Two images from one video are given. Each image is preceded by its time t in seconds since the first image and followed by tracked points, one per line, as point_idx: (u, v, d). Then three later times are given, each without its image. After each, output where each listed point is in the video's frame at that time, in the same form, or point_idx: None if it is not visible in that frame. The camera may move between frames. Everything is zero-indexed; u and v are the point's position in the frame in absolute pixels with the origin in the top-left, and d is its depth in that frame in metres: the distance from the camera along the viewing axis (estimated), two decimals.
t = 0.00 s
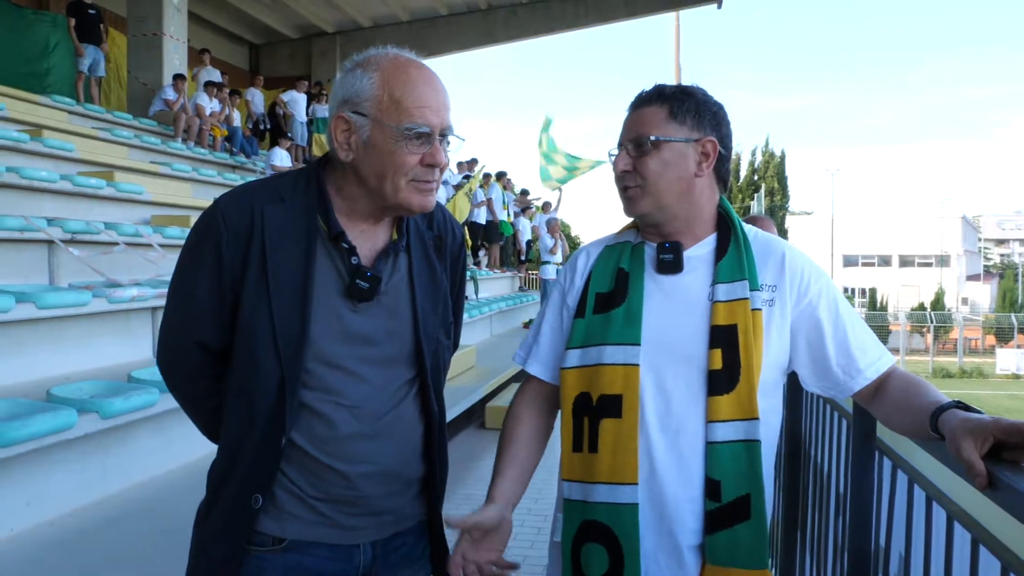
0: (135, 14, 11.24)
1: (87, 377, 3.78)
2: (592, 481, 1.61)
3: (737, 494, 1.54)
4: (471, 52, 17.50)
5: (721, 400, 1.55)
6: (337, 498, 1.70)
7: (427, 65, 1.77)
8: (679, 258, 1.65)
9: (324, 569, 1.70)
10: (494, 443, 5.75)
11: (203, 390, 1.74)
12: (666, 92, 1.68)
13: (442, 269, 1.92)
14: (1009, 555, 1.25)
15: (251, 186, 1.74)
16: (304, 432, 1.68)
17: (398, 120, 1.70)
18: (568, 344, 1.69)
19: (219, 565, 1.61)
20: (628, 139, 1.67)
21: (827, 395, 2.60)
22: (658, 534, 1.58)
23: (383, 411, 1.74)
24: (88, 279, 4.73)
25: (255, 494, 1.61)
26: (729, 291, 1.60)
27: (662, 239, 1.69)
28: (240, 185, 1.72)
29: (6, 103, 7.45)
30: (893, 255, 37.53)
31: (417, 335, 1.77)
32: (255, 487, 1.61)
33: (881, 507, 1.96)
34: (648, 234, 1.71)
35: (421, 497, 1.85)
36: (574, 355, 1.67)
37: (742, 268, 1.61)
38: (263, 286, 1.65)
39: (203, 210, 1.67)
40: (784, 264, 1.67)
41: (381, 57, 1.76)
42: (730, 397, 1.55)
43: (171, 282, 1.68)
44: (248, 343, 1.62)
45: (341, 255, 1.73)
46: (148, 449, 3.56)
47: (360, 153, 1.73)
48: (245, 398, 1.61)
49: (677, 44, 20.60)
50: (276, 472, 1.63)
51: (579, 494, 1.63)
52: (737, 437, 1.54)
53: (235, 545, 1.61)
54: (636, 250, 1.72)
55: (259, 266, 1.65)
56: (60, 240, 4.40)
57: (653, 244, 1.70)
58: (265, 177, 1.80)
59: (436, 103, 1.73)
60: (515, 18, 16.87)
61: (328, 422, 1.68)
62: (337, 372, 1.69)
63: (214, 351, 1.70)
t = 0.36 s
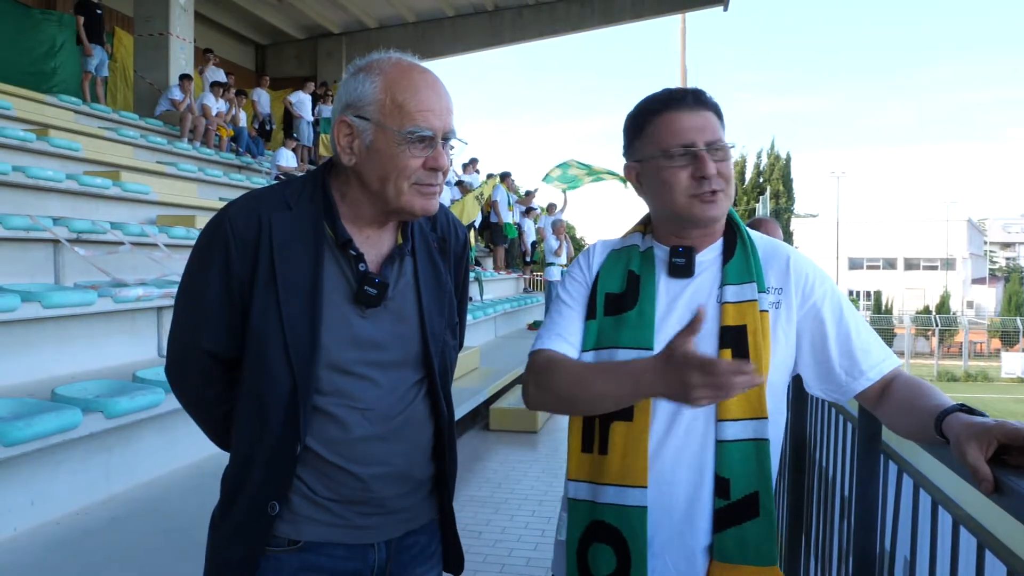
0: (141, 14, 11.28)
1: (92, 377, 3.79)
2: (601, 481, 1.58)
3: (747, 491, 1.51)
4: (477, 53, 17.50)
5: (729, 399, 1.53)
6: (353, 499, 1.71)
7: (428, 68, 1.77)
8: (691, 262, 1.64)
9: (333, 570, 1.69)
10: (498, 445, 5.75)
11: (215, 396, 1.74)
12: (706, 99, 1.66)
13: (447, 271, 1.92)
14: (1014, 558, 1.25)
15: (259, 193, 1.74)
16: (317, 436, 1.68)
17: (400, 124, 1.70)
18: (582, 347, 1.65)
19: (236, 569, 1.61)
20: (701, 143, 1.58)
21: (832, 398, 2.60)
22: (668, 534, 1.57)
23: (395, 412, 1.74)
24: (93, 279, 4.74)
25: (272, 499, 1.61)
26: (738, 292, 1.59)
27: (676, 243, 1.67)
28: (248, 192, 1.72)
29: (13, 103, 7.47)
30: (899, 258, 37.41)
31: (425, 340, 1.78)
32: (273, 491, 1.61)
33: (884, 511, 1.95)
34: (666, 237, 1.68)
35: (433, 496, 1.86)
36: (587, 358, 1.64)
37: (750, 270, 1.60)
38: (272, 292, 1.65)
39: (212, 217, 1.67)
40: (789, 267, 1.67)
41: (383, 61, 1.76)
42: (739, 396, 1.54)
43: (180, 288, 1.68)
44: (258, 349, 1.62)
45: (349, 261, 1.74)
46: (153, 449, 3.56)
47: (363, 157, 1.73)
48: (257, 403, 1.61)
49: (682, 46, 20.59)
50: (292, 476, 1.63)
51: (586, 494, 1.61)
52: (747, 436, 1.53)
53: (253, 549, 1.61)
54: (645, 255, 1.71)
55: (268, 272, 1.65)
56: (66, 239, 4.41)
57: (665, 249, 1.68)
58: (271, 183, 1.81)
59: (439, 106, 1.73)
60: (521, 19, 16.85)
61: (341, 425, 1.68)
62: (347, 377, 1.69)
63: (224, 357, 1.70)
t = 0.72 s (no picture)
0: (145, 12, 11.30)
1: (93, 374, 3.80)
2: (630, 477, 1.52)
3: (771, 492, 1.52)
4: (480, 53, 17.51)
5: (751, 401, 1.52)
6: (348, 499, 1.71)
7: (428, 62, 1.78)
8: (706, 264, 1.59)
9: (328, 570, 1.70)
10: (498, 445, 5.75)
11: (210, 391, 1.75)
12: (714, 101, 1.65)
13: (445, 267, 1.93)
14: (1007, 559, 1.27)
15: (257, 187, 1.74)
16: (315, 433, 1.68)
17: (399, 116, 1.71)
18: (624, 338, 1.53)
19: (233, 566, 1.61)
20: (715, 145, 1.57)
21: (831, 401, 2.60)
22: (695, 534, 1.53)
23: (391, 411, 1.75)
24: (95, 277, 4.75)
25: (269, 495, 1.61)
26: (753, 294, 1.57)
27: (686, 244, 1.63)
28: (246, 186, 1.72)
29: (18, 100, 7.48)
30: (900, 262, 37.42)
31: (421, 336, 1.78)
32: (268, 488, 1.61)
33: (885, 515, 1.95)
34: (673, 237, 1.64)
35: (428, 496, 1.86)
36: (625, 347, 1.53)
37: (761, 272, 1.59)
38: (270, 286, 1.65)
39: (209, 212, 1.67)
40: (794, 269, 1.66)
41: (382, 54, 1.76)
42: (760, 398, 1.52)
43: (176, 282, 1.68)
44: (255, 344, 1.62)
45: (347, 256, 1.74)
46: (154, 446, 3.57)
47: (362, 150, 1.73)
48: (255, 398, 1.61)
49: (686, 48, 20.61)
50: (289, 472, 1.63)
51: (613, 489, 1.53)
52: (767, 437, 1.52)
53: (250, 545, 1.61)
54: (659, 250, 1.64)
55: (266, 267, 1.66)
56: (68, 236, 4.43)
57: (679, 249, 1.63)
58: (270, 178, 1.81)
59: (437, 99, 1.73)
60: (524, 20, 16.84)
61: (338, 423, 1.69)
62: (345, 373, 1.69)
63: (220, 353, 1.70)
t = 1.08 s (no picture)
0: (146, 12, 11.31)
1: (93, 374, 3.80)
2: (629, 476, 1.52)
3: (769, 493, 1.53)
4: (480, 54, 17.51)
5: (749, 401, 1.52)
6: (345, 501, 1.71)
7: (433, 67, 1.78)
8: (705, 264, 1.59)
9: (326, 571, 1.70)
10: (497, 446, 5.75)
11: (208, 392, 1.75)
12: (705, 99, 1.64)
13: (445, 271, 1.93)
14: (1005, 562, 1.27)
15: (258, 187, 1.74)
16: (313, 436, 1.68)
17: (403, 120, 1.71)
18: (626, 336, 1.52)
19: (232, 566, 1.61)
20: (696, 144, 1.56)
21: (831, 404, 2.59)
22: (693, 534, 1.53)
23: (390, 413, 1.75)
24: (95, 277, 4.75)
25: (265, 497, 1.61)
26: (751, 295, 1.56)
27: (684, 246, 1.63)
28: (247, 186, 1.72)
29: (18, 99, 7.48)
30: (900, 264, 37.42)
31: (421, 339, 1.78)
32: (265, 491, 1.61)
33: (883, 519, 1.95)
34: (669, 239, 1.64)
35: (425, 497, 1.86)
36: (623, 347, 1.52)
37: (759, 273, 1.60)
38: (271, 287, 1.65)
39: (210, 212, 1.67)
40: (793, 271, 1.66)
41: (387, 58, 1.76)
42: (759, 398, 1.53)
43: (175, 282, 1.68)
44: (255, 346, 1.63)
45: (348, 259, 1.74)
46: (153, 447, 3.57)
47: (365, 153, 1.74)
48: (254, 400, 1.61)
49: (686, 50, 20.61)
50: (287, 475, 1.63)
51: (611, 488, 1.53)
52: (766, 437, 1.53)
53: (247, 547, 1.61)
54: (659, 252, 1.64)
55: (267, 268, 1.66)
56: (68, 236, 4.43)
57: (677, 251, 1.63)
58: (271, 179, 1.81)
59: (442, 103, 1.74)
60: (525, 21, 16.84)
61: (337, 426, 1.69)
62: (345, 376, 1.70)
63: (219, 353, 1.70)
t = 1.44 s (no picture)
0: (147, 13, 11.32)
1: (93, 374, 3.80)
2: (628, 483, 1.52)
3: (770, 496, 1.53)
4: (481, 56, 17.53)
5: (749, 406, 1.53)
6: (346, 502, 1.71)
7: (438, 70, 1.78)
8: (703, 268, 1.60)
9: (326, 570, 1.70)
10: (497, 448, 5.75)
11: (210, 392, 1.75)
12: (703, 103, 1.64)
13: (447, 272, 1.94)
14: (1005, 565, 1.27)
15: (261, 188, 1.74)
16: (316, 436, 1.69)
17: (409, 124, 1.71)
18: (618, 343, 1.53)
19: (233, 568, 1.61)
20: (694, 148, 1.56)
21: (831, 407, 2.59)
22: (694, 538, 1.53)
23: (392, 414, 1.75)
24: (95, 277, 4.75)
25: (268, 498, 1.61)
26: (750, 298, 1.56)
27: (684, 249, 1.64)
28: (251, 187, 1.73)
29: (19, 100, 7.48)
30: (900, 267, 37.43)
31: (423, 340, 1.78)
32: (266, 491, 1.62)
33: (883, 522, 1.95)
34: (669, 242, 1.65)
35: (423, 498, 1.86)
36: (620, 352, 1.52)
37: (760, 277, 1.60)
38: (274, 288, 1.66)
39: (213, 213, 1.67)
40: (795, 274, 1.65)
41: (393, 61, 1.77)
42: (758, 402, 1.53)
43: (178, 282, 1.69)
44: (258, 346, 1.63)
45: (352, 261, 1.75)
46: (153, 448, 3.57)
47: (370, 156, 1.74)
48: (256, 401, 1.62)
49: (686, 53, 20.60)
50: (289, 476, 1.64)
51: (609, 495, 1.53)
52: (766, 441, 1.53)
53: (249, 549, 1.61)
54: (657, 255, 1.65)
55: (270, 270, 1.66)
56: (68, 237, 4.43)
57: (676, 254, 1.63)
58: (274, 180, 1.81)
59: (448, 106, 1.74)
60: (526, 23, 16.85)
61: (339, 428, 1.69)
62: (348, 377, 1.70)
63: (222, 354, 1.71)
